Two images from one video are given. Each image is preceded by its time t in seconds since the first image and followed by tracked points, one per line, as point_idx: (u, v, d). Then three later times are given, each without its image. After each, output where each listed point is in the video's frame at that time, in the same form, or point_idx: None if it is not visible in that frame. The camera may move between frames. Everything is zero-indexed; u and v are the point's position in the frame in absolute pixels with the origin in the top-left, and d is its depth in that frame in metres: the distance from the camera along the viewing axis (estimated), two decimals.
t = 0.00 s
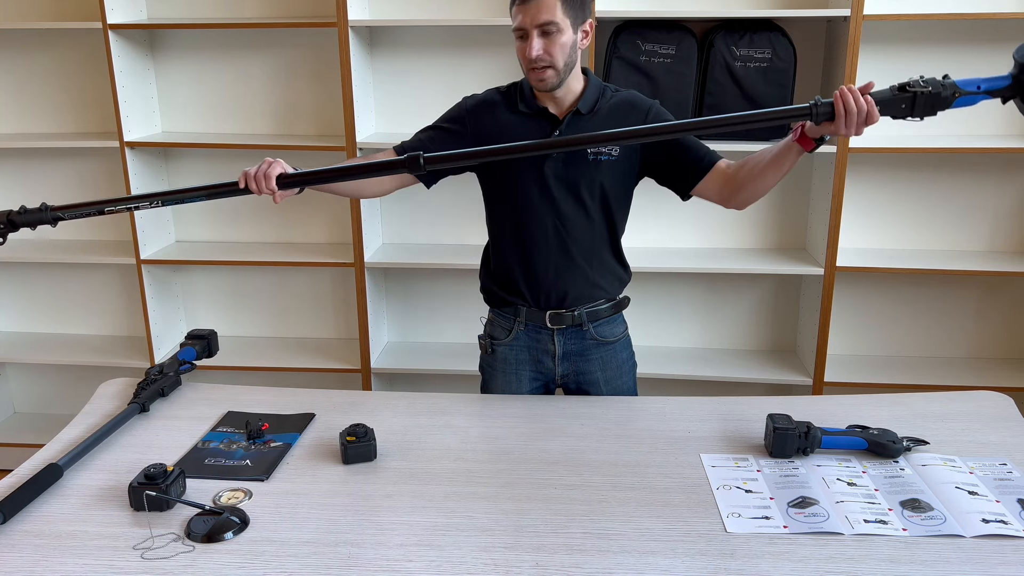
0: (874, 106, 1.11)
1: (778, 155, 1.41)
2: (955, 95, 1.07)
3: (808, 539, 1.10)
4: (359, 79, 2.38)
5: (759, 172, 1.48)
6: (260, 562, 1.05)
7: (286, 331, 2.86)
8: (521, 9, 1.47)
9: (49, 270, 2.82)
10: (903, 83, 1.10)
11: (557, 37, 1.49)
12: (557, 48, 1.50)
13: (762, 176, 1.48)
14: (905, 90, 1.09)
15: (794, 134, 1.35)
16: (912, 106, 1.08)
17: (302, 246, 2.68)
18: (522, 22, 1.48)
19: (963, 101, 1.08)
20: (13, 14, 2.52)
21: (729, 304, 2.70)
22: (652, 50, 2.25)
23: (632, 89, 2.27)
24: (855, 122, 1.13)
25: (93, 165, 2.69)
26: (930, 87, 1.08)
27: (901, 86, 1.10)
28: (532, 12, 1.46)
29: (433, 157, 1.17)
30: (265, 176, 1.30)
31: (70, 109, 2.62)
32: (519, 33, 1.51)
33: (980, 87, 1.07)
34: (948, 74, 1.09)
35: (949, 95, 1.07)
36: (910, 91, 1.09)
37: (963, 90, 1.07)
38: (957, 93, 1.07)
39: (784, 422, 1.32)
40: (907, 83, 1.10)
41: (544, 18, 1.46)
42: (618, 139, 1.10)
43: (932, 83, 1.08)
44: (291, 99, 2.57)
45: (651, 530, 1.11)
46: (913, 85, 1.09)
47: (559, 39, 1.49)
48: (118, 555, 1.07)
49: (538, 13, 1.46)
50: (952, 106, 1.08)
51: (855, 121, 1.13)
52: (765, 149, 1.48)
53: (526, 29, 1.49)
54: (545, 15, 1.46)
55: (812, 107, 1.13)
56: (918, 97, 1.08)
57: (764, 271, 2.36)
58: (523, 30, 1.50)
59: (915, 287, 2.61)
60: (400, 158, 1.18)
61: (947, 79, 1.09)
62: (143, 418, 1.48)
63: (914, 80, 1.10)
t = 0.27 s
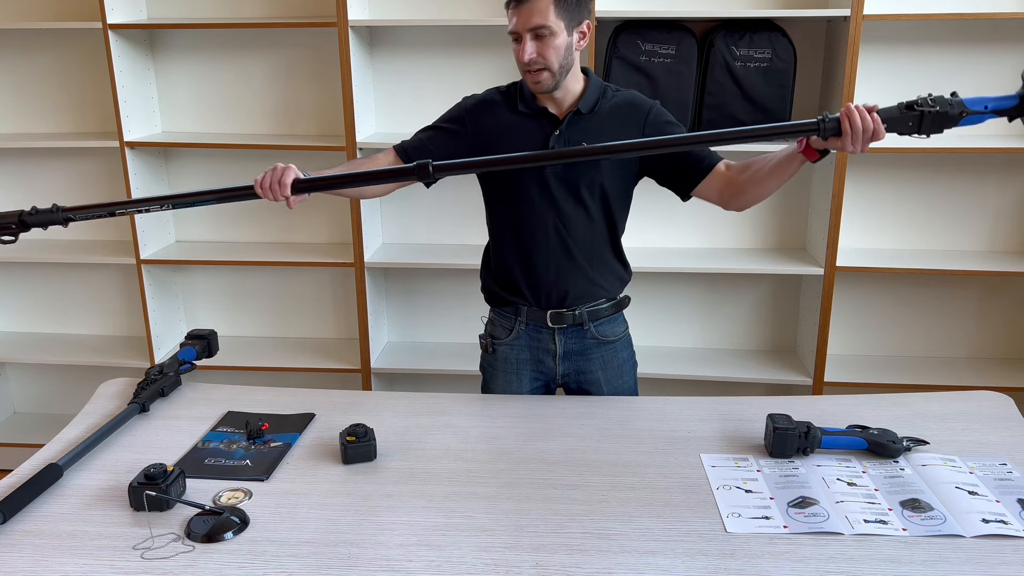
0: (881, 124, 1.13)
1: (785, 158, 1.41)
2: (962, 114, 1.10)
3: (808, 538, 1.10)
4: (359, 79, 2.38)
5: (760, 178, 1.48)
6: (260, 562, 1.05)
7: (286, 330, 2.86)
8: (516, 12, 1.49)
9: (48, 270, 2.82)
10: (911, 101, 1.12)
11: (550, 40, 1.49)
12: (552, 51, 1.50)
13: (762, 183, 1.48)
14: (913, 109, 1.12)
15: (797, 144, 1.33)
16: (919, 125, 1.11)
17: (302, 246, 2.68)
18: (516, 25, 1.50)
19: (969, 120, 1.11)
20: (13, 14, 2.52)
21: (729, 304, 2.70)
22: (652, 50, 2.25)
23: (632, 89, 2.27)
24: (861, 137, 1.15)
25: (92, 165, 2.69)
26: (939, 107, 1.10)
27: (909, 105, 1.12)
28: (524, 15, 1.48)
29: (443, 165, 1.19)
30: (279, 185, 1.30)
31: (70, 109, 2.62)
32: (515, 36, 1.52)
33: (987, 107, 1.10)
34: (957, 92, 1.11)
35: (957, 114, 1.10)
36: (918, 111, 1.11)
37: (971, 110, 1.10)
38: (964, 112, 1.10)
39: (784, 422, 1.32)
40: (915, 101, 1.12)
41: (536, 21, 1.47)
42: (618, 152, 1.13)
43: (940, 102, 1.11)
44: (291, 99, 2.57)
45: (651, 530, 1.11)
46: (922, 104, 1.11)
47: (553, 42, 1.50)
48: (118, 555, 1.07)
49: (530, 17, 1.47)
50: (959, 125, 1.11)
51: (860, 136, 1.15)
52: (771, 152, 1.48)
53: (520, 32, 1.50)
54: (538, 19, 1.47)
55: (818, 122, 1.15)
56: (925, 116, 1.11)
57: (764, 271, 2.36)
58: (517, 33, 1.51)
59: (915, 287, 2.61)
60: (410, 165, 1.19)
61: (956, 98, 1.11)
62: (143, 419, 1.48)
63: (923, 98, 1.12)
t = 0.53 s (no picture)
0: (887, 138, 1.14)
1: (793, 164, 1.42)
2: (967, 127, 1.12)
3: (808, 538, 1.10)
4: (359, 79, 2.38)
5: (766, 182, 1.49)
6: (260, 562, 1.05)
7: (286, 330, 2.86)
8: (512, 15, 1.51)
9: (48, 270, 2.82)
10: (916, 114, 1.13)
11: (546, 42, 1.50)
12: (548, 53, 1.51)
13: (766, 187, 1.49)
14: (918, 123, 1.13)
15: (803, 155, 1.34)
16: (925, 138, 1.13)
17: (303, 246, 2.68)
18: (512, 28, 1.51)
19: (973, 133, 1.13)
20: (13, 13, 2.52)
21: (729, 304, 2.70)
22: (652, 50, 2.25)
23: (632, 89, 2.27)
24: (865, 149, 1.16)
25: (92, 165, 2.69)
26: (944, 121, 1.12)
27: (915, 118, 1.13)
28: (520, 17, 1.49)
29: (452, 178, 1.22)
30: (292, 199, 1.35)
31: (70, 109, 2.62)
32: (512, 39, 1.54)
33: (992, 120, 1.12)
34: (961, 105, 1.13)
35: (962, 127, 1.12)
36: (924, 124, 1.12)
37: (976, 123, 1.12)
38: (968, 126, 1.12)
39: (784, 422, 1.32)
40: (921, 114, 1.13)
41: (532, 23, 1.48)
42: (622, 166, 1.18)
43: (945, 116, 1.12)
44: (291, 99, 2.58)
45: (651, 530, 1.11)
46: (927, 117, 1.12)
47: (549, 44, 1.51)
48: (118, 555, 1.07)
49: (526, 19, 1.49)
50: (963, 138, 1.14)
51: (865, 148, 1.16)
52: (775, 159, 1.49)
53: (516, 34, 1.51)
54: (533, 21, 1.48)
55: (825, 136, 1.16)
56: (931, 129, 1.12)
57: (764, 271, 2.36)
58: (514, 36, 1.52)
59: (915, 287, 2.61)
60: (421, 179, 1.23)
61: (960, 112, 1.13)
62: (143, 419, 1.48)
63: (928, 111, 1.13)
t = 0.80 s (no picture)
0: (892, 138, 1.14)
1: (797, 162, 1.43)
2: (974, 125, 1.09)
3: (808, 538, 1.10)
4: (359, 79, 2.38)
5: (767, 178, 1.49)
6: (260, 562, 1.05)
7: (286, 330, 2.86)
8: (507, 17, 1.51)
9: (48, 270, 2.82)
10: (921, 114, 1.12)
11: (541, 43, 1.50)
12: (543, 53, 1.51)
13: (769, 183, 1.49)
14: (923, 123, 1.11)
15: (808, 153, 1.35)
16: (930, 136, 1.11)
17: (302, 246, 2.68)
18: (508, 29, 1.51)
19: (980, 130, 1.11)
20: (13, 13, 2.52)
21: (729, 304, 2.70)
22: (652, 50, 2.25)
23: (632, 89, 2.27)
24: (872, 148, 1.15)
25: (93, 165, 2.69)
26: (949, 120, 1.10)
27: (920, 118, 1.12)
28: (515, 18, 1.49)
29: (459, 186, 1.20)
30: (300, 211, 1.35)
31: (70, 109, 2.62)
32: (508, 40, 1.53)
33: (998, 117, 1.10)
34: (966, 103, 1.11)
35: (969, 124, 1.09)
36: (929, 123, 1.11)
37: (982, 120, 1.10)
38: (975, 123, 1.09)
39: (784, 422, 1.32)
40: (926, 115, 1.12)
41: (526, 24, 1.48)
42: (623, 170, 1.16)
43: (950, 114, 1.10)
44: (291, 99, 2.57)
45: (651, 530, 1.11)
46: (932, 117, 1.11)
47: (544, 45, 1.50)
48: (118, 555, 1.07)
49: (521, 21, 1.49)
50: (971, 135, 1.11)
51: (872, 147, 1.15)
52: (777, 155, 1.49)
53: (511, 35, 1.51)
54: (528, 22, 1.48)
55: (830, 135, 1.15)
56: (936, 128, 1.10)
57: (764, 271, 2.36)
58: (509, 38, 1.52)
59: (915, 287, 2.61)
60: (428, 187, 1.21)
61: (966, 109, 1.11)
62: (143, 419, 1.48)
63: (934, 111, 1.12)
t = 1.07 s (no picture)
0: (899, 137, 1.14)
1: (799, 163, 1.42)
2: (981, 123, 1.08)
3: (808, 538, 1.10)
4: (359, 79, 2.38)
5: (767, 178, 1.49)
6: (260, 562, 1.05)
7: (286, 330, 2.86)
8: (502, 20, 1.51)
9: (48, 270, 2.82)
10: (928, 113, 1.12)
11: (537, 44, 1.50)
12: (540, 55, 1.51)
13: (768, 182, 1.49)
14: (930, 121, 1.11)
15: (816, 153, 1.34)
16: (938, 135, 1.10)
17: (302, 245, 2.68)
18: (503, 32, 1.51)
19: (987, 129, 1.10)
20: (13, 14, 2.52)
21: (729, 304, 2.70)
22: (652, 50, 2.25)
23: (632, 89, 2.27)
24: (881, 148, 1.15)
25: (93, 165, 2.69)
26: (957, 118, 1.09)
27: (927, 116, 1.11)
28: (510, 20, 1.49)
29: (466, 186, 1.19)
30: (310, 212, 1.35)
31: (70, 109, 2.62)
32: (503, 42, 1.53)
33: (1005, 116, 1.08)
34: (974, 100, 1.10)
35: (977, 122, 1.08)
36: (936, 121, 1.10)
37: (990, 118, 1.08)
38: (983, 121, 1.08)
39: (784, 422, 1.32)
40: (933, 113, 1.11)
41: (522, 26, 1.48)
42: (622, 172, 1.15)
43: (958, 112, 1.09)
44: (291, 99, 2.58)
45: (651, 530, 1.11)
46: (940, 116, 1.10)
47: (540, 46, 1.50)
48: (118, 555, 1.07)
49: (516, 23, 1.49)
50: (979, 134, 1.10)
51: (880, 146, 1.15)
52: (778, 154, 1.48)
53: (506, 38, 1.51)
54: (523, 24, 1.48)
55: (838, 134, 1.14)
56: (944, 126, 1.09)
57: (765, 271, 2.36)
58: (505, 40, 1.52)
59: (915, 287, 2.61)
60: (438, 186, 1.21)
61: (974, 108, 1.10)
62: (143, 419, 1.48)
63: (941, 110, 1.11)
